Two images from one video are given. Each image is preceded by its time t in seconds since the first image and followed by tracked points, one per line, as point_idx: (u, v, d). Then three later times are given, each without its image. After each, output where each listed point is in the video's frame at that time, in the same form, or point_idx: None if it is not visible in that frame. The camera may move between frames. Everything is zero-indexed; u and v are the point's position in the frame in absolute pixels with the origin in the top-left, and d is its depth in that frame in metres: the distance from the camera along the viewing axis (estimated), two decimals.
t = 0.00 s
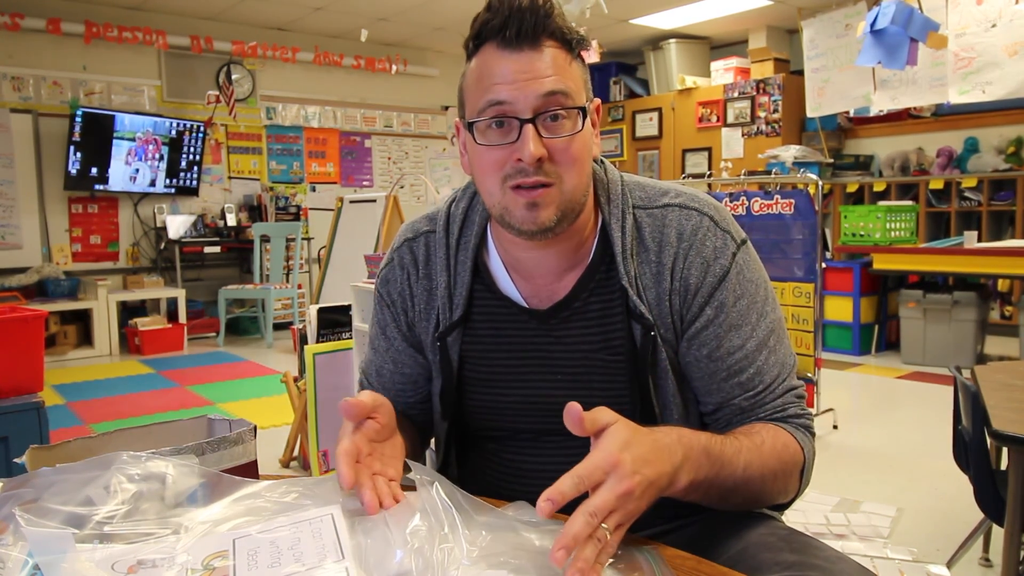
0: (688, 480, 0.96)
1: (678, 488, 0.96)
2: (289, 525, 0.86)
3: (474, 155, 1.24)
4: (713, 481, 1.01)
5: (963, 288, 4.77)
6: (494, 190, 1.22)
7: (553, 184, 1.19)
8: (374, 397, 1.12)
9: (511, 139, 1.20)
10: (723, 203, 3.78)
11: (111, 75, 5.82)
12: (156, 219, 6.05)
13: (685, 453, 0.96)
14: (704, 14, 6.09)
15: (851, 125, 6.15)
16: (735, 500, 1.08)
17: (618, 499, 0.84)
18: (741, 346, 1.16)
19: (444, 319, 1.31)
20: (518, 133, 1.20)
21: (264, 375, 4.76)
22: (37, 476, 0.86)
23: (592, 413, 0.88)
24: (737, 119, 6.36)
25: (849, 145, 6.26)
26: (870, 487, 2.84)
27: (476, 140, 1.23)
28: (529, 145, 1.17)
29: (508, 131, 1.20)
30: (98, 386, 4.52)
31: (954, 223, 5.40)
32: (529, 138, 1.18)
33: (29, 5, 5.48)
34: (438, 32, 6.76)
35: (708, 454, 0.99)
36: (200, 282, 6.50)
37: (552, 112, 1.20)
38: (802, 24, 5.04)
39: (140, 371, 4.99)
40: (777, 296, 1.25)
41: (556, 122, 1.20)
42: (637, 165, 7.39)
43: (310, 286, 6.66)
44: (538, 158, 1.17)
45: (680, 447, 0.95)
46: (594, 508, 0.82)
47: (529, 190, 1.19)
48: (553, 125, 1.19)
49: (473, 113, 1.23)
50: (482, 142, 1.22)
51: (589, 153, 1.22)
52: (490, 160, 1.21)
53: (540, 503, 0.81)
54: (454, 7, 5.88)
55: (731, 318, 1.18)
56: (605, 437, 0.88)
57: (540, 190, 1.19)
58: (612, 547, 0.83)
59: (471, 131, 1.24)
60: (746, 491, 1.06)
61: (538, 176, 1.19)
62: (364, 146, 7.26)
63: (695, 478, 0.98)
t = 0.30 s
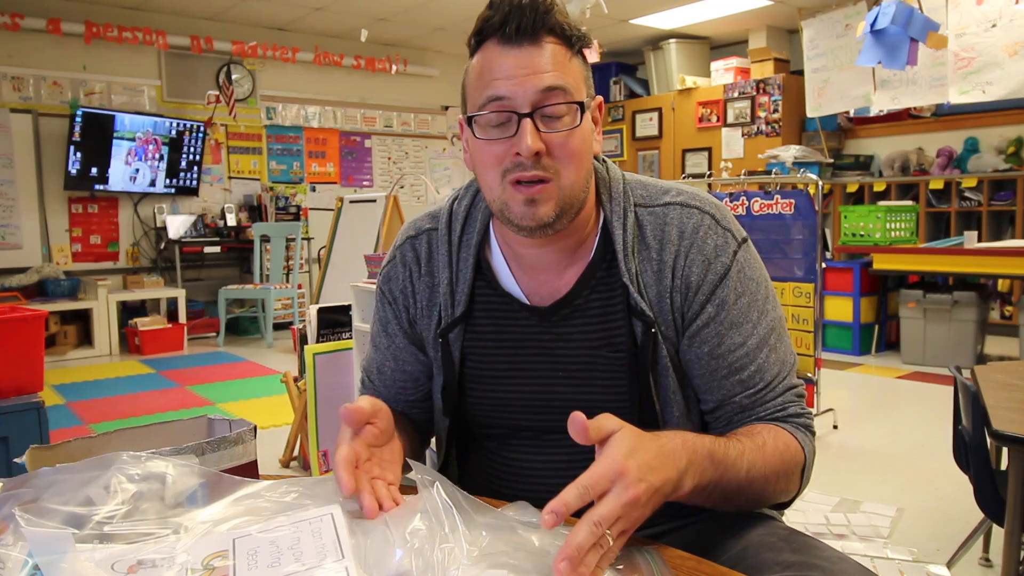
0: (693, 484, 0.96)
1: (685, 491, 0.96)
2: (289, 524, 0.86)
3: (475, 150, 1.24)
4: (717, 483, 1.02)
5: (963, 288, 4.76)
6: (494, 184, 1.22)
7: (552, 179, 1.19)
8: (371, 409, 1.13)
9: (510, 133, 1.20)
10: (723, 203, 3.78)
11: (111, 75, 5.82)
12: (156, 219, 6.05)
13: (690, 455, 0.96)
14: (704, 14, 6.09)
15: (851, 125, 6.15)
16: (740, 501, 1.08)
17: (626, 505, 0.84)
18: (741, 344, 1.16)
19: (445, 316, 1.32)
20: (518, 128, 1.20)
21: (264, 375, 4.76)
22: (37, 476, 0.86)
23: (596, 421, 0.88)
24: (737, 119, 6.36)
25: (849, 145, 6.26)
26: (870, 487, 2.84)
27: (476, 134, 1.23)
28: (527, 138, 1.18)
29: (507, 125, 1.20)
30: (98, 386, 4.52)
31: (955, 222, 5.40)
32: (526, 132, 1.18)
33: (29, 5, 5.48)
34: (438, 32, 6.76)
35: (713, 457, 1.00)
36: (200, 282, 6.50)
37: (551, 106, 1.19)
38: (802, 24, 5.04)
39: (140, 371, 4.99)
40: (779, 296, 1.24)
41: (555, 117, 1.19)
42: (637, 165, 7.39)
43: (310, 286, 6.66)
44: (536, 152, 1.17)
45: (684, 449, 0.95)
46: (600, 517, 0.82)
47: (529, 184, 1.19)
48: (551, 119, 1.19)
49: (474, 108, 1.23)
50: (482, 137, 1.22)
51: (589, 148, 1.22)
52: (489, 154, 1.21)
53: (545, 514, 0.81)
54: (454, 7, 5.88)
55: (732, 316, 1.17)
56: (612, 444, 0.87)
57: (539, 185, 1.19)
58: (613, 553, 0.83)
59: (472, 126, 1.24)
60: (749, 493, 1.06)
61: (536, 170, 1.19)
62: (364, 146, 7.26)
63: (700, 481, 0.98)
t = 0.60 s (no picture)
0: (717, 449, 0.87)
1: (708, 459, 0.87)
2: (288, 526, 0.86)
3: (467, 142, 1.26)
4: (743, 454, 0.92)
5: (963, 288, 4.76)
6: (484, 172, 1.24)
7: (537, 166, 1.21)
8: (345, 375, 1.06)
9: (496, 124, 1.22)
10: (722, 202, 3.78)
11: (111, 75, 5.82)
12: (156, 219, 6.05)
13: (716, 420, 0.87)
14: (705, 14, 6.08)
15: (851, 125, 6.14)
16: (763, 477, 1.00)
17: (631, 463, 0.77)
18: (745, 322, 1.14)
19: (448, 302, 1.31)
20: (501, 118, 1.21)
21: (264, 375, 4.76)
22: (36, 478, 0.87)
23: (603, 376, 0.81)
24: (737, 119, 6.36)
25: (849, 145, 6.26)
26: (870, 487, 2.83)
27: (466, 126, 1.25)
28: (506, 127, 1.19)
29: (492, 115, 1.22)
30: (98, 386, 4.52)
31: (955, 222, 5.40)
32: (507, 121, 1.20)
33: (29, 5, 5.48)
34: (439, 32, 6.75)
35: (739, 425, 0.91)
36: (200, 282, 6.50)
37: (533, 96, 1.20)
38: (802, 24, 5.04)
39: (140, 371, 4.98)
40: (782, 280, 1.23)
41: (537, 107, 1.20)
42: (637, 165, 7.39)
43: (310, 286, 6.66)
44: (515, 141, 1.19)
45: (711, 413, 0.86)
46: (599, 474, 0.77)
47: (515, 172, 1.21)
48: (533, 108, 1.20)
49: (465, 100, 1.25)
50: (469, 127, 1.24)
51: (577, 135, 1.22)
52: (477, 145, 1.23)
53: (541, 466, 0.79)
54: (454, 6, 5.87)
55: (735, 295, 1.16)
56: (624, 399, 0.79)
57: (524, 173, 1.21)
58: (619, 513, 0.79)
59: (462, 118, 1.26)
60: (773, 466, 0.98)
61: (519, 157, 1.20)
62: (364, 145, 7.26)
63: (725, 449, 0.89)
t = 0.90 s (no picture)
0: (710, 383, 0.85)
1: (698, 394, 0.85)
2: (288, 525, 0.86)
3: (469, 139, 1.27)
4: (736, 402, 0.90)
5: (963, 288, 4.76)
6: (485, 168, 1.25)
7: (540, 162, 1.21)
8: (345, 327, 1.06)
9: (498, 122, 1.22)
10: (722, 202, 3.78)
11: (111, 75, 5.82)
12: (156, 219, 6.05)
13: (713, 355, 0.86)
14: (705, 14, 6.08)
15: (851, 125, 6.14)
16: (755, 439, 0.98)
17: (623, 349, 0.76)
18: (741, 314, 1.13)
19: (450, 298, 1.32)
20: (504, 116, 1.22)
21: (264, 375, 4.76)
22: (36, 478, 0.87)
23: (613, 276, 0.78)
24: (737, 119, 6.36)
25: (849, 145, 6.26)
26: (870, 487, 2.83)
27: (469, 124, 1.26)
28: (509, 125, 1.19)
29: (493, 114, 1.23)
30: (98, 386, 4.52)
31: (955, 222, 5.40)
32: (509, 120, 1.20)
33: (29, 5, 5.48)
34: (438, 32, 6.75)
35: (736, 370, 0.89)
36: (200, 282, 6.50)
37: (534, 95, 1.21)
38: (802, 24, 5.04)
39: (140, 371, 4.98)
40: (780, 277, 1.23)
41: (539, 106, 1.21)
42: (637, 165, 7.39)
43: (310, 286, 6.67)
44: (518, 139, 1.19)
45: (708, 345, 0.85)
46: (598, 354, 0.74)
47: (517, 169, 1.21)
48: (535, 107, 1.21)
49: (467, 98, 1.26)
50: (472, 124, 1.25)
51: (577, 132, 1.22)
52: (479, 142, 1.24)
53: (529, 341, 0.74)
54: (454, 6, 5.87)
55: (732, 287, 1.16)
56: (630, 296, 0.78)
57: (526, 169, 1.21)
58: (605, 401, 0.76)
59: (465, 117, 1.27)
60: (765, 427, 0.97)
61: (522, 155, 1.21)
62: (364, 145, 7.26)
63: (719, 388, 0.87)
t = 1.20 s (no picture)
0: (702, 404, 0.88)
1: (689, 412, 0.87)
2: (288, 526, 0.86)
3: (477, 134, 1.26)
4: (728, 420, 0.93)
5: (963, 288, 4.76)
6: (496, 165, 1.23)
7: (554, 158, 1.20)
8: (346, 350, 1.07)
9: (512, 116, 1.21)
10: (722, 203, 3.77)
11: (111, 75, 5.82)
12: (156, 219, 6.05)
13: (704, 377, 0.88)
14: (704, 14, 6.09)
15: (851, 125, 6.14)
16: (750, 450, 1.00)
17: (613, 387, 0.78)
18: (740, 317, 1.14)
19: (448, 300, 1.31)
20: (519, 110, 1.21)
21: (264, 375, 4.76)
22: (36, 478, 0.87)
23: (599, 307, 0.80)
24: (737, 119, 6.36)
25: (849, 145, 6.26)
26: (870, 487, 2.83)
27: (479, 118, 1.25)
28: (528, 120, 1.19)
29: (509, 107, 1.22)
30: (98, 386, 4.52)
31: (955, 223, 5.40)
32: (528, 114, 1.20)
33: (29, 5, 5.48)
34: (438, 32, 6.75)
35: (728, 390, 0.92)
36: (200, 282, 6.50)
37: (551, 89, 1.21)
38: (802, 24, 5.04)
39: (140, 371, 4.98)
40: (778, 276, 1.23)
41: (555, 99, 1.21)
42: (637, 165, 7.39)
43: (310, 286, 6.67)
44: (537, 133, 1.18)
45: (699, 367, 0.88)
46: (586, 395, 0.75)
47: (531, 165, 1.21)
48: (551, 101, 1.21)
49: (476, 93, 1.25)
50: (484, 119, 1.24)
51: (589, 129, 1.23)
52: (493, 136, 1.22)
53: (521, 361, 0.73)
54: (454, 7, 5.87)
55: (731, 289, 1.16)
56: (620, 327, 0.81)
57: (542, 166, 1.21)
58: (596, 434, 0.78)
59: (475, 111, 1.25)
60: (759, 438, 0.99)
61: (538, 150, 1.20)
62: (364, 146, 7.26)
63: (710, 409, 0.90)
